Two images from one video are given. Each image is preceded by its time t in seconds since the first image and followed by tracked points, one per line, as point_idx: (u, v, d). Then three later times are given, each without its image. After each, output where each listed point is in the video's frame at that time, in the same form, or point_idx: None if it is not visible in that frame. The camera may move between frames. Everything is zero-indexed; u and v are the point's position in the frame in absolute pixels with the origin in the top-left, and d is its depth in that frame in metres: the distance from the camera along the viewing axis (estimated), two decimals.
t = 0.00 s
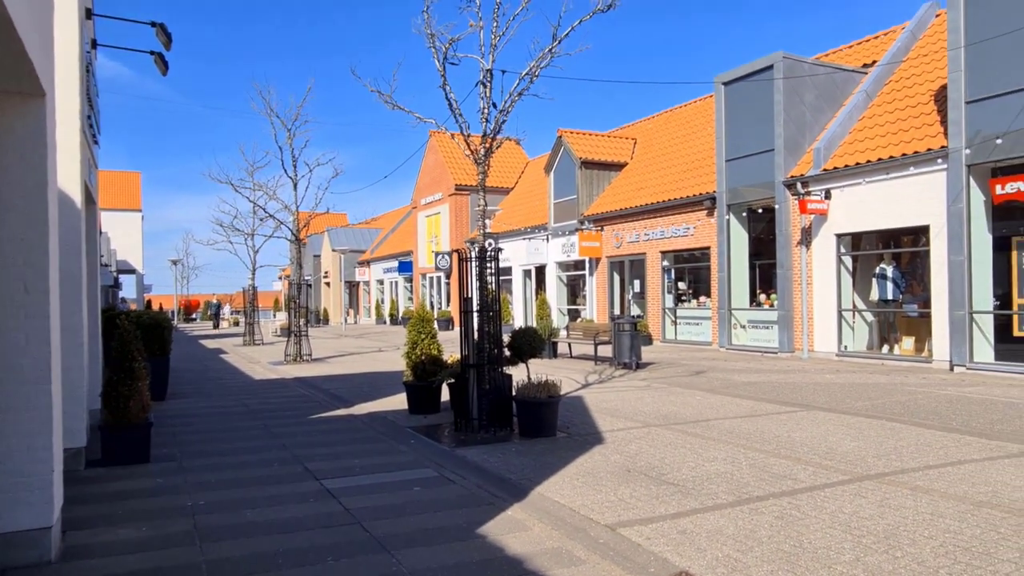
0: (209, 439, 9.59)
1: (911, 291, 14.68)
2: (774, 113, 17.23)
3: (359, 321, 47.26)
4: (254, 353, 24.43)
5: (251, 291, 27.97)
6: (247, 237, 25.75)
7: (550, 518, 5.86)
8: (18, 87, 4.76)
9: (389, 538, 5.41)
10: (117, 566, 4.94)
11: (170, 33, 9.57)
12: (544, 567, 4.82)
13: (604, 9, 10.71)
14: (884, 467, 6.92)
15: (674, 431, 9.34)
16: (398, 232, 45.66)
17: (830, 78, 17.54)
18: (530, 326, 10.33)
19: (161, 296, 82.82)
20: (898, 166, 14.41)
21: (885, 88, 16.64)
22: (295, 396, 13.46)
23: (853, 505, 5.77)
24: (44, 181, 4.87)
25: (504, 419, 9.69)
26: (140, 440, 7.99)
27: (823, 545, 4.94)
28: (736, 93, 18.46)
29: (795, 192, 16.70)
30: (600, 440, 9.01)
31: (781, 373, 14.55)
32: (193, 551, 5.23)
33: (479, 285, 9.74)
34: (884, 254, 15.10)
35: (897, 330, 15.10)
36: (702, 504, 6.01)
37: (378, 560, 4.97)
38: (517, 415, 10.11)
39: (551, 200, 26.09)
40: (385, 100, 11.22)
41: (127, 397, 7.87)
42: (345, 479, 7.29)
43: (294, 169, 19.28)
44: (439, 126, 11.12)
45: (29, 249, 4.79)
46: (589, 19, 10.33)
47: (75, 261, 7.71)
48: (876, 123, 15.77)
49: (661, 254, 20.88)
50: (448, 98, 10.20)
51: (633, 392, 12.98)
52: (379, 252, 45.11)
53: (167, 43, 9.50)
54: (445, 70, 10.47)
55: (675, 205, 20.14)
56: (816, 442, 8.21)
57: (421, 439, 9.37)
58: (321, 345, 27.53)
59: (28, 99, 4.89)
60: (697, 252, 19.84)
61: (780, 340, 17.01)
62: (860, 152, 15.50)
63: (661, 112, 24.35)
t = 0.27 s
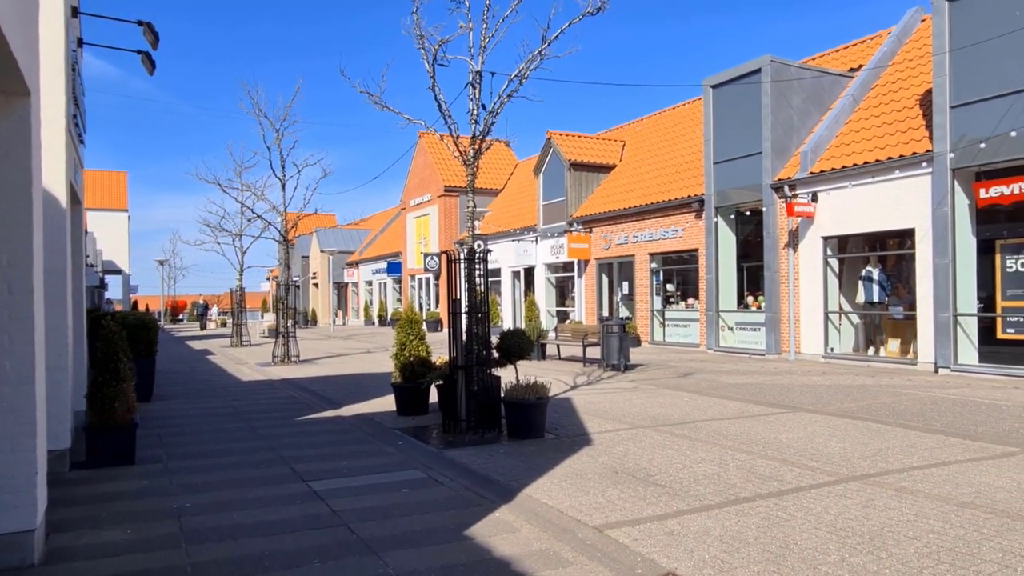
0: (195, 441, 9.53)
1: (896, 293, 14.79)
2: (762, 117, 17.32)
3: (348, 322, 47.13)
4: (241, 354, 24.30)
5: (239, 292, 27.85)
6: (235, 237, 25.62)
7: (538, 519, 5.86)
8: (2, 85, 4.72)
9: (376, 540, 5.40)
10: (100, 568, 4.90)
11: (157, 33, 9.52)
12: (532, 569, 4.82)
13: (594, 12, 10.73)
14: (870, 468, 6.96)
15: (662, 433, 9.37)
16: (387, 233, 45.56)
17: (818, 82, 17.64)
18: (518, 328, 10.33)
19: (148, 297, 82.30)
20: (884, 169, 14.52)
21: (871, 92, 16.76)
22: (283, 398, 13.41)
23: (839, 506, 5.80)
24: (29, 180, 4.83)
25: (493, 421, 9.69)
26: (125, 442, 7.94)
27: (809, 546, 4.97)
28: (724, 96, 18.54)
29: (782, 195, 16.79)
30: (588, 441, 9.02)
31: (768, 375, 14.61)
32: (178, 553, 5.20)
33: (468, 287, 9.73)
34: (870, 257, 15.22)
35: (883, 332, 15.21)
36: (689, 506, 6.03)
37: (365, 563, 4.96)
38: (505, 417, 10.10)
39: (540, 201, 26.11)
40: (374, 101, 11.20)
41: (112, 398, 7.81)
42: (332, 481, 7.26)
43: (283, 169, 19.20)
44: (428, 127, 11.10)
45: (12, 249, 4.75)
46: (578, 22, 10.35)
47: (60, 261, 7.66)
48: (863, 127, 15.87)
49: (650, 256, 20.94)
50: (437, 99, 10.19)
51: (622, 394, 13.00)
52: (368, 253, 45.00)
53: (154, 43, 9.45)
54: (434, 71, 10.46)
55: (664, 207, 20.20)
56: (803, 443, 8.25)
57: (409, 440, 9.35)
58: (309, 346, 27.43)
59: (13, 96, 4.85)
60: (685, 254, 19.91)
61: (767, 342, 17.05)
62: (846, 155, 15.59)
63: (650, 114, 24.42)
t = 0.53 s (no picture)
0: (182, 443, 9.47)
1: (883, 295, 14.89)
2: (750, 120, 17.40)
3: (337, 323, 46.98)
4: (230, 355, 24.19)
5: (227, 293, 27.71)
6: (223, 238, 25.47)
7: (527, 521, 5.86)
8: None
9: (365, 542, 5.39)
10: (86, 572, 4.87)
11: (146, 33, 9.47)
12: (520, 571, 4.83)
13: (583, 14, 10.76)
14: (856, 469, 7.01)
15: (651, 434, 9.40)
16: (376, 235, 45.45)
17: (806, 86, 17.74)
18: (507, 329, 10.34)
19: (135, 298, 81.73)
20: (871, 172, 14.62)
21: (859, 96, 16.87)
22: (272, 400, 13.35)
23: (827, 507, 5.84)
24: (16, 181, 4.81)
25: (482, 423, 9.68)
26: (112, 443, 7.89)
27: (796, 546, 5.00)
28: (713, 99, 18.62)
29: (771, 198, 16.87)
30: (577, 443, 9.03)
31: (756, 376, 14.67)
32: (165, 556, 5.18)
33: (457, 288, 9.72)
34: (857, 259, 15.31)
35: (870, 334, 15.31)
36: (678, 507, 6.06)
37: (353, 565, 4.95)
38: (494, 419, 10.10)
39: (530, 203, 26.13)
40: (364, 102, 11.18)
41: (99, 400, 7.77)
42: (321, 482, 7.24)
43: (272, 170, 19.10)
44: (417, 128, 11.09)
45: None
46: (568, 24, 10.38)
47: (45, 261, 7.63)
48: (850, 130, 15.98)
49: (639, 257, 20.99)
50: (426, 101, 10.18)
51: (610, 395, 13.03)
52: (357, 254, 44.89)
53: (142, 43, 9.41)
54: (424, 73, 10.45)
55: (653, 209, 20.25)
56: (791, 444, 8.29)
57: (398, 442, 9.33)
58: (298, 347, 27.32)
59: None
60: (674, 256, 19.97)
61: (756, 343, 17.09)
62: (834, 158, 15.69)
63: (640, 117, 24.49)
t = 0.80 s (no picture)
0: (170, 445, 9.43)
1: (871, 297, 14.98)
2: (739, 122, 17.48)
3: (327, 325, 46.87)
4: (218, 357, 24.07)
5: (216, 295, 27.59)
6: (213, 240, 25.36)
7: (516, 522, 5.87)
8: None
9: (354, 545, 5.38)
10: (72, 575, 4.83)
11: (134, 33, 9.44)
12: (509, 572, 4.84)
13: (573, 17, 10.80)
14: (844, 469, 7.05)
15: (641, 435, 9.41)
16: (366, 236, 45.36)
17: (794, 88, 17.84)
18: (497, 331, 10.34)
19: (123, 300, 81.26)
20: (859, 175, 14.71)
21: (846, 99, 16.97)
22: (261, 402, 13.30)
23: (814, 507, 5.87)
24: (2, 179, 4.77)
25: (472, 424, 9.68)
26: (98, 446, 7.83)
27: (784, 547, 5.03)
28: (702, 102, 18.68)
29: (760, 200, 16.96)
30: (567, 444, 9.04)
31: (745, 378, 14.72)
32: (153, 559, 5.15)
33: (448, 290, 9.72)
34: (845, 261, 15.40)
35: (858, 335, 15.40)
36: (667, 508, 6.08)
37: (342, 567, 4.94)
38: (484, 420, 10.10)
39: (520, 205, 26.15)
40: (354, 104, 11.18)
41: (86, 402, 7.71)
42: (310, 485, 7.22)
43: (261, 171, 19.04)
44: (407, 130, 11.09)
45: None
46: (558, 27, 10.41)
47: (32, 262, 7.59)
48: (838, 133, 16.07)
49: (629, 259, 21.04)
50: (416, 102, 10.19)
51: (600, 397, 13.05)
52: (347, 256, 44.78)
53: (131, 43, 9.38)
54: (414, 74, 10.47)
55: (643, 211, 20.31)
56: (779, 445, 8.33)
57: (388, 444, 9.32)
58: (287, 349, 27.24)
59: None
60: (664, 258, 20.02)
61: (745, 345, 17.18)
62: (822, 160, 15.77)
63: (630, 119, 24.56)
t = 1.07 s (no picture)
0: (155, 448, 9.37)
1: (856, 298, 15.09)
2: (726, 124, 17.57)
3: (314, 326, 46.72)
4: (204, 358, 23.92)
5: (202, 297, 27.44)
6: (199, 241, 25.21)
7: (503, 524, 5.87)
8: None
9: (340, 547, 5.37)
10: None
11: (118, 32, 9.38)
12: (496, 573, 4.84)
13: (560, 19, 10.83)
14: (829, 469, 7.10)
15: (628, 436, 9.44)
16: (354, 237, 45.24)
17: (780, 91, 17.95)
18: (484, 332, 10.34)
19: (108, 301, 80.61)
20: (843, 177, 14.82)
21: (831, 102, 17.09)
22: (247, 404, 13.24)
23: (799, 507, 5.90)
24: None
25: (459, 426, 9.67)
26: (82, 448, 7.77)
27: (769, 547, 5.06)
28: (689, 104, 18.76)
29: (746, 202, 17.05)
30: (554, 445, 9.05)
31: (732, 378, 14.78)
32: (136, 563, 5.11)
33: (435, 292, 9.71)
34: (831, 263, 15.50)
35: (843, 336, 15.50)
36: (653, 508, 6.10)
37: (328, 570, 4.92)
38: (471, 421, 10.09)
39: (508, 206, 26.16)
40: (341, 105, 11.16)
41: (69, 405, 7.65)
42: (296, 487, 7.19)
43: (248, 172, 18.95)
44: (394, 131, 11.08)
45: None
46: (545, 28, 10.44)
47: (14, 262, 7.51)
48: (823, 135, 16.18)
49: (616, 260, 21.09)
50: (403, 103, 10.18)
51: (587, 397, 13.08)
52: (335, 257, 44.64)
53: (114, 43, 9.32)
54: (401, 75, 10.46)
55: (630, 213, 20.36)
56: (765, 446, 8.38)
57: (375, 446, 9.29)
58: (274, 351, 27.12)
59: None
60: (651, 259, 20.09)
61: (731, 346, 17.28)
62: (807, 163, 15.87)
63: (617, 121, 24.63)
